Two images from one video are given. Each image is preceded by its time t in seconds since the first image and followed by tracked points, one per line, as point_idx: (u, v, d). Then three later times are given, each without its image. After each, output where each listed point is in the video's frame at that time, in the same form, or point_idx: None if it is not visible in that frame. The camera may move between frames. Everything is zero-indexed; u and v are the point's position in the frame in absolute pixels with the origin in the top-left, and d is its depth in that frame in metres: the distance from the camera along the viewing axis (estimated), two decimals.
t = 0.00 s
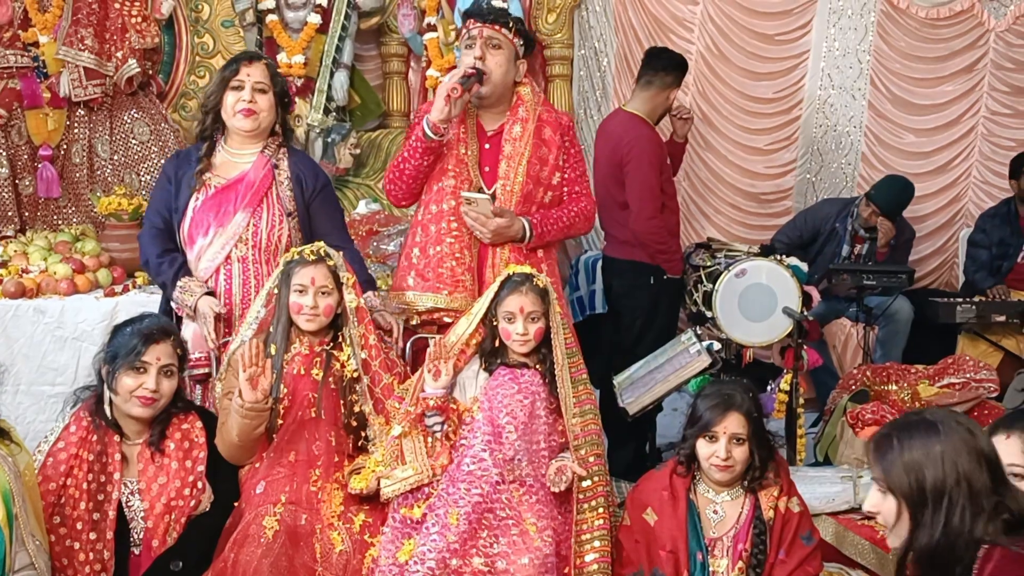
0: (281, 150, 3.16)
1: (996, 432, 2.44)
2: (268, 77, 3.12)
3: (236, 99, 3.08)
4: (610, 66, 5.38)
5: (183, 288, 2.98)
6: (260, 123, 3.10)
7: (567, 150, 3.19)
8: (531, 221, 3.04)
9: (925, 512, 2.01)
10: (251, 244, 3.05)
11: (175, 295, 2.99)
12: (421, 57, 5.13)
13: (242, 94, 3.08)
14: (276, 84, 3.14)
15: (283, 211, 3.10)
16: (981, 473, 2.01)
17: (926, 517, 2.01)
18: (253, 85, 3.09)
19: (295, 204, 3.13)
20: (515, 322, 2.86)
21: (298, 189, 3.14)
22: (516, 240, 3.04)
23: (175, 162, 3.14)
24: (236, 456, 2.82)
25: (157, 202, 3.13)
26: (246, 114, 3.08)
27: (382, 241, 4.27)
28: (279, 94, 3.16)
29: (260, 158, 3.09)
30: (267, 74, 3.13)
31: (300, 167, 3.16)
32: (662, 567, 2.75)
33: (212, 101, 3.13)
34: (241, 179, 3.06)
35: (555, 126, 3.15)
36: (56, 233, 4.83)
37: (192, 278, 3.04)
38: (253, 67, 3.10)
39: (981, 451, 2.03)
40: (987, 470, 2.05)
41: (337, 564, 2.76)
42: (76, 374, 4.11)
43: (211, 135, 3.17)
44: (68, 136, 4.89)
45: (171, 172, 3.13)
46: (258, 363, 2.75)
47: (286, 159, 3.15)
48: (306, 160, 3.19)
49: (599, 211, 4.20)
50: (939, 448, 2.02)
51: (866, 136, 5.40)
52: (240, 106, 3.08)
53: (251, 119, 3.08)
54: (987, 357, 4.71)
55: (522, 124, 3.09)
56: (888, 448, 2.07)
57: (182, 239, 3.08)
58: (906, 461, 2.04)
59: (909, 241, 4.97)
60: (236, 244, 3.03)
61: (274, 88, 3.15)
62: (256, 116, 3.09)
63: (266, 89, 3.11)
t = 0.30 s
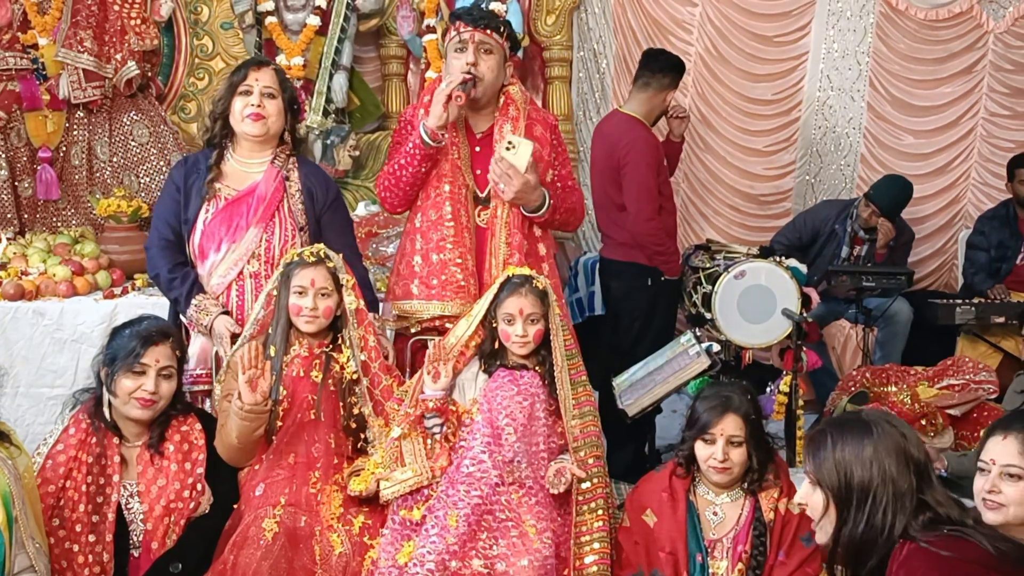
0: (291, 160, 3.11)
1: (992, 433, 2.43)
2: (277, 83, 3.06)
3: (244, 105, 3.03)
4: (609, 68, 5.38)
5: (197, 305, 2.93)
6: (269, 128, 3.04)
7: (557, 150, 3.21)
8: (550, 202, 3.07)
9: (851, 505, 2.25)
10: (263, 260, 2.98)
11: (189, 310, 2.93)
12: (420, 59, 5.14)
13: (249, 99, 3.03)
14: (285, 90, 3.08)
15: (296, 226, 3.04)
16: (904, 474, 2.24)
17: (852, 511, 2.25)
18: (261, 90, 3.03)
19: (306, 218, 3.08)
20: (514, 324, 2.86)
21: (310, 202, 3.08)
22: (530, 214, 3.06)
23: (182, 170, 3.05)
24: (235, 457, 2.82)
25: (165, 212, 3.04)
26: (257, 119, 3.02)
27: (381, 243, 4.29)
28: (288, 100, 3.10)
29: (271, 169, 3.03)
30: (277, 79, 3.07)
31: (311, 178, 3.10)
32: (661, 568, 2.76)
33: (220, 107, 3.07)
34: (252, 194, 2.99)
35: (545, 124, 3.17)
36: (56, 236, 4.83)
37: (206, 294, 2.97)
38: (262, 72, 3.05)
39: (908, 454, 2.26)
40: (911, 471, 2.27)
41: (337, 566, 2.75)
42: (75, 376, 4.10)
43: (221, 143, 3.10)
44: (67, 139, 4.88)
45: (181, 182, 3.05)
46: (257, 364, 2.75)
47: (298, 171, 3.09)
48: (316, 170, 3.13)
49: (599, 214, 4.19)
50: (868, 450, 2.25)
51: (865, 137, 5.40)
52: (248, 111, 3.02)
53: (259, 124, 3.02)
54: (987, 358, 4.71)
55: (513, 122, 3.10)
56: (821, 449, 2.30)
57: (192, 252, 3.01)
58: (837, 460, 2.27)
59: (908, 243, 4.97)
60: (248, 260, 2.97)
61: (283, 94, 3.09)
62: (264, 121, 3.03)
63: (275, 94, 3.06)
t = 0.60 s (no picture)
0: (293, 163, 3.09)
1: (990, 432, 2.43)
2: (279, 88, 3.04)
3: (247, 112, 3.00)
4: (609, 68, 5.38)
5: (199, 308, 2.92)
6: (272, 136, 3.02)
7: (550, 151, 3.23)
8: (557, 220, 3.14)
9: (823, 497, 2.17)
10: (264, 263, 2.98)
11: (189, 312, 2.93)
12: (420, 60, 5.15)
13: (253, 107, 3.00)
14: (287, 94, 3.07)
15: (297, 229, 3.04)
16: (877, 464, 2.16)
17: (824, 502, 2.17)
18: (264, 96, 3.01)
19: (309, 220, 3.07)
20: (515, 325, 2.87)
21: (313, 205, 3.07)
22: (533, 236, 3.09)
23: (185, 172, 3.05)
24: (236, 458, 2.82)
25: (167, 214, 3.04)
26: (258, 126, 3.00)
27: (381, 244, 4.30)
28: (290, 104, 3.09)
29: (273, 172, 3.02)
30: (278, 85, 3.06)
31: (314, 180, 3.09)
32: (661, 569, 2.76)
33: (223, 113, 3.04)
34: (254, 197, 2.99)
35: (540, 127, 3.19)
36: (56, 236, 4.83)
37: (206, 298, 2.97)
38: (264, 78, 3.03)
39: (881, 445, 2.18)
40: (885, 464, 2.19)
41: (337, 567, 2.75)
42: (75, 377, 4.10)
43: (224, 148, 3.08)
44: (68, 139, 4.88)
45: (183, 184, 3.04)
46: (259, 365, 2.73)
47: (300, 172, 3.08)
48: (319, 173, 3.12)
49: (597, 215, 4.19)
50: (840, 441, 2.17)
51: (865, 137, 5.40)
52: (251, 119, 3.00)
53: (262, 132, 3.00)
54: (987, 358, 4.71)
55: (510, 125, 3.10)
56: (793, 440, 2.22)
57: (193, 255, 3.01)
58: (808, 451, 2.19)
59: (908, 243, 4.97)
60: (250, 263, 2.98)
61: (286, 99, 3.07)
62: (268, 129, 3.01)
63: (277, 100, 3.04)
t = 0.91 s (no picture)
0: (296, 164, 3.10)
1: (987, 429, 2.44)
2: (280, 91, 3.04)
3: (248, 116, 3.00)
4: (610, 69, 5.37)
5: (201, 308, 2.93)
6: (273, 141, 3.02)
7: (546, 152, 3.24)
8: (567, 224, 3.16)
9: (840, 509, 2.17)
10: (265, 265, 2.98)
11: (191, 313, 2.93)
12: (421, 61, 5.15)
13: (254, 111, 3.00)
14: (288, 98, 3.05)
15: (298, 231, 3.04)
16: (893, 473, 2.15)
17: (841, 514, 2.17)
18: (265, 101, 3.01)
19: (311, 222, 3.07)
20: (516, 325, 2.87)
21: (315, 207, 3.07)
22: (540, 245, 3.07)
23: (187, 173, 3.05)
24: (238, 459, 2.82)
25: (170, 215, 3.04)
26: (261, 131, 3.00)
27: (383, 245, 4.32)
28: (292, 108, 3.07)
29: (275, 175, 3.03)
30: (279, 88, 3.04)
31: (316, 183, 3.09)
32: (663, 569, 2.76)
33: (225, 117, 3.04)
34: (256, 199, 2.99)
35: (540, 130, 3.21)
36: (58, 238, 4.83)
37: (207, 299, 2.97)
38: (265, 82, 3.02)
39: (896, 453, 2.17)
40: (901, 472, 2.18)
41: (340, 567, 2.75)
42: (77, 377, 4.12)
43: (226, 150, 3.08)
44: (69, 141, 4.89)
45: (184, 185, 3.04)
46: (260, 366, 2.74)
47: (302, 174, 3.08)
48: (321, 175, 3.12)
49: (598, 216, 4.19)
50: (855, 450, 2.17)
51: (865, 138, 5.41)
52: (253, 124, 3.00)
53: (264, 138, 3.00)
54: (987, 359, 4.71)
55: (511, 127, 3.11)
56: (807, 451, 2.22)
57: (195, 257, 3.02)
58: (823, 461, 2.19)
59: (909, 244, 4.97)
60: (251, 265, 2.98)
61: (287, 102, 3.06)
62: (269, 134, 3.01)
63: (279, 104, 3.03)
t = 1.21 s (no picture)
0: (299, 167, 3.10)
1: (982, 428, 2.45)
2: (285, 96, 3.04)
3: (254, 120, 3.01)
4: (611, 71, 5.38)
5: (202, 310, 2.93)
6: (278, 145, 3.03)
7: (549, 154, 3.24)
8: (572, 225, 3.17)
9: (890, 550, 2.03)
10: (268, 266, 2.99)
11: (193, 315, 2.93)
12: (422, 63, 5.16)
13: (260, 116, 3.01)
14: (293, 101, 3.07)
15: (301, 233, 3.04)
16: (945, 511, 2.04)
17: (891, 555, 2.03)
18: (270, 105, 3.01)
19: (313, 225, 3.07)
20: (518, 327, 2.88)
21: (318, 210, 3.08)
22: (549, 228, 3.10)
23: (190, 175, 3.05)
24: (241, 460, 2.83)
25: (173, 217, 3.04)
26: (266, 136, 3.01)
27: (384, 247, 4.33)
28: (296, 110, 3.08)
29: (278, 177, 3.03)
30: (284, 92, 3.05)
31: (319, 185, 3.10)
32: (665, 570, 2.77)
33: (230, 120, 3.04)
34: (259, 200, 2.99)
35: (539, 132, 3.22)
36: (59, 239, 4.85)
37: (210, 300, 2.97)
38: (270, 86, 3.02)
39: (947, 490, 2.06)
40: (951, 508, 2.07)
41: (342, 568, 2.76)
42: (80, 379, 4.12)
43: (230, 153, 3.08)
44: (71, 143, 4.89)
45: (188, 187, 3.04)
46: (264, 367, 2.76)
47: (304, 176, 3.09)
48: (324, 178, 3.13)
49: (599, 217, 4.20)
50: (906, 486, 2.04)
51: (866, 140, 5.41)
52: (259, 128, 3.00)
53: (270, 142, 3.01)
54: (988, 360, 4.71)
55: (517, 128, 3.13)
56: (854, 486, 2.08)
57: (198, 258, 3.02)
58: (871, 496, 2.06)
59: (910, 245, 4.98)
60: (254, 266, 2.98)
61: (292, 105, 3.07)
62: (275, 138, 3.02)
63: (284, 109, 3.04)
